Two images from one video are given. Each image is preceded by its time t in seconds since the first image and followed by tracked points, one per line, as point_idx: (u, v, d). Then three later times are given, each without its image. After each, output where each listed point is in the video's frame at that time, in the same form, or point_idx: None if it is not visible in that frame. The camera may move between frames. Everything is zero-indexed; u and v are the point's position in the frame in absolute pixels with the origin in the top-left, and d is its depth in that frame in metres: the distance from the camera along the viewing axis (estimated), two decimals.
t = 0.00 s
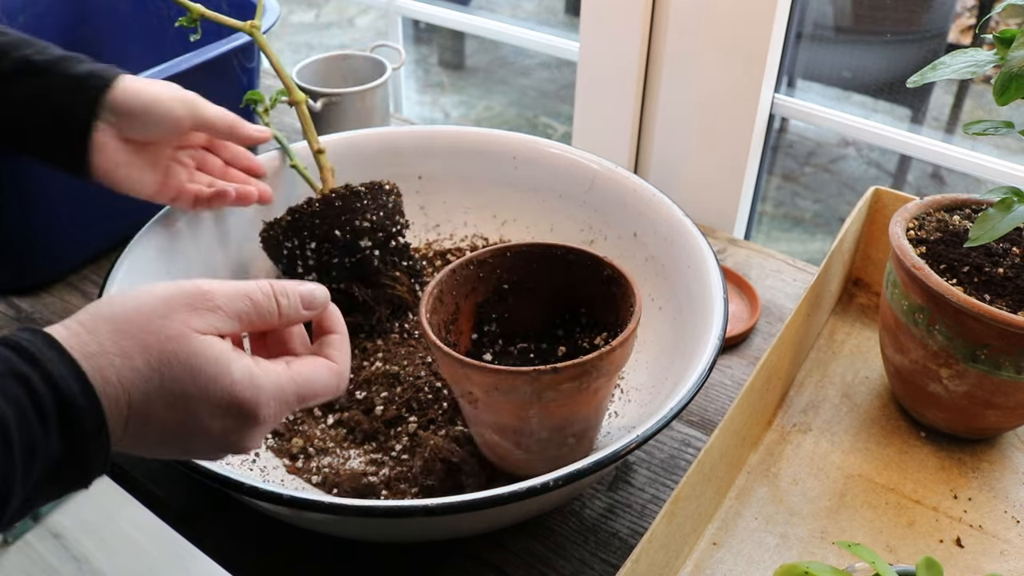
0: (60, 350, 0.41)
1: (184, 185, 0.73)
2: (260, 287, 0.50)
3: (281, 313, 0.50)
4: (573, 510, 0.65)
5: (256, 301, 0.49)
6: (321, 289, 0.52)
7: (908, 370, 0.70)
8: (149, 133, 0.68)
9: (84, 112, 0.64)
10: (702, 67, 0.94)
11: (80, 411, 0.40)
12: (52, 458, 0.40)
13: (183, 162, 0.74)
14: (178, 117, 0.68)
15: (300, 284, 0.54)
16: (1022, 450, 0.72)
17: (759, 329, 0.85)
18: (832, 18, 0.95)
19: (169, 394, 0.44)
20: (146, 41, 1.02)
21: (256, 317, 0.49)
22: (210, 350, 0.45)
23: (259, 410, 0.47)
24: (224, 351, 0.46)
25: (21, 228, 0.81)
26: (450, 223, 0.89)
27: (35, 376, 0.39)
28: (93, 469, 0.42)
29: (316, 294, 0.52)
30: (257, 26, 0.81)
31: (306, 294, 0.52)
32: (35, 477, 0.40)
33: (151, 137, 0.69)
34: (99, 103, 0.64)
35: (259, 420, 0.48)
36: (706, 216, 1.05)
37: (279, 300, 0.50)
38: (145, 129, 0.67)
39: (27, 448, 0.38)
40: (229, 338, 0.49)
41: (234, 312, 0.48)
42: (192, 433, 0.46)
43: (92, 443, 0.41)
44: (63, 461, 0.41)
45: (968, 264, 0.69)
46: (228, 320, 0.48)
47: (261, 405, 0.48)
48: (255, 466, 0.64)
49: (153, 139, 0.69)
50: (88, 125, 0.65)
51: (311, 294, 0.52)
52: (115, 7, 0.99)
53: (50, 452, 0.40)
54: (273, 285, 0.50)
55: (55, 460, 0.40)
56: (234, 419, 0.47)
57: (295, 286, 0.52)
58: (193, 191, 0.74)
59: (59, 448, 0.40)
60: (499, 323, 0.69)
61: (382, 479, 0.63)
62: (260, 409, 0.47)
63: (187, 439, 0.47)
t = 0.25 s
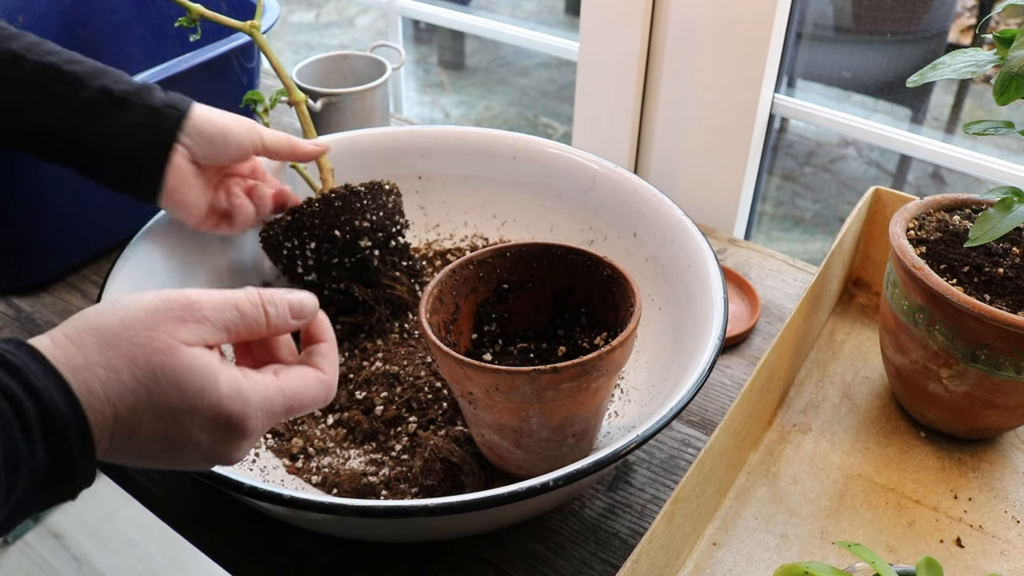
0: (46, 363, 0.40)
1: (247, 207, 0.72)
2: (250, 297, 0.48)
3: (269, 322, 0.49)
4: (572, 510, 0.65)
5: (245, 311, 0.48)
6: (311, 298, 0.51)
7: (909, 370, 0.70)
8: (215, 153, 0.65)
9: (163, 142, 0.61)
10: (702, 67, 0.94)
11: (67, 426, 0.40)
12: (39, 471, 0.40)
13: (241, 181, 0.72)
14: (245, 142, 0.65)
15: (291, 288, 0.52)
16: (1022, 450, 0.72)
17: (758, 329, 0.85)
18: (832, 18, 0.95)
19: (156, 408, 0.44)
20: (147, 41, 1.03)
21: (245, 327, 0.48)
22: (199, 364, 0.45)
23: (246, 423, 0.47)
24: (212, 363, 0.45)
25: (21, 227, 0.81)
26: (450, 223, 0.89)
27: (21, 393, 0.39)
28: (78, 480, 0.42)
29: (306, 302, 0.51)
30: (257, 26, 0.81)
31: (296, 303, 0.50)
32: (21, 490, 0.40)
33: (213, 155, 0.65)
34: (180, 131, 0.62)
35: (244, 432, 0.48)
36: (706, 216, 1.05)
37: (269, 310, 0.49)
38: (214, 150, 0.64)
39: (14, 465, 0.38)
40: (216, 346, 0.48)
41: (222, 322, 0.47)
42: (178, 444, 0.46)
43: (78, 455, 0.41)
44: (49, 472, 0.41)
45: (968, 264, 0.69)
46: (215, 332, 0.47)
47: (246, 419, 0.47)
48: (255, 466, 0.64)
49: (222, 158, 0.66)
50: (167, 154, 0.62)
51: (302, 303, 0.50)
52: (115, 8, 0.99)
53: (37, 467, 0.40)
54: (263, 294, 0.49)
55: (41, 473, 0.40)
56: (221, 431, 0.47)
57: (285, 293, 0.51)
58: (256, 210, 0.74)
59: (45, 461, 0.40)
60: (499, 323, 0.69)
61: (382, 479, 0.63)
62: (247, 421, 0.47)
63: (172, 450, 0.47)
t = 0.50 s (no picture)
0: (31, 382, 0.41)
1: (270, 207, 0.75)
2: (239, 312, 0.49)
3: (260, 338, 0.50)
4: (573, 510, 0.65)
5: (234, 326, 0.49)
6: (301, 312, 0.52)
7: (909, 370, 0.70)
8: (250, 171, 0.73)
9: (206, 159, 0.69)
10: (702, 68, 0.94)
11: (53, 445, 0.41)
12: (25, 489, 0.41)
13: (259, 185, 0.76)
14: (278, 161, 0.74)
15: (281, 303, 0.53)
16: (1022, 450, 0.72)
17: (758, 329, 0.85)
18: (832, 18, 0.95)
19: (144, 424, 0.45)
20: (147, 41, 1.03)
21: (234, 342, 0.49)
22: (186, 380, 0.45)
23: (235, 439, 0.48)
24: (200, 380, 0.46)
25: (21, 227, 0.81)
26: (450, 223, 0.88)
27: (7, 412, 0.39)
28: (65, 497, 0.43)
29: (295, 318, 0.51)
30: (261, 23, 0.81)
31: (285, 318, 0.51)
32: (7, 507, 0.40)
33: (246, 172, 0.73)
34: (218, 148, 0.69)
35: (233, 448, 0.49)
36: (706, 216, 1.05)
37: (258, 325, 0.50)
38: (249, 166, 0.73)
39: None
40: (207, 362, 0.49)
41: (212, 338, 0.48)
42: (167, 460, 0.47)
43: (64, 473, 0.42)
44: (35, 490, 0.41)
45: (968, 264, 0.69)
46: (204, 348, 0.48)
47: (235, 434, 0.48)
48: (255, 466, 0.64)
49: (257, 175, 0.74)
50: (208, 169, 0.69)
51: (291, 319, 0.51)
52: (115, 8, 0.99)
53: (22, 485, 0.40)
54: (252, 309, 0.50)
55: (27, 490, 0.41)
56: (209, 447, 0.47)
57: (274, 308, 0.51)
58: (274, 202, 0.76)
59: (31, 480, 0.41)
60: (499, 322, 0.69)
61: (382, 479, 0.63)
62: (235, 438, 0.48)
63: (161, 466, 0.47)
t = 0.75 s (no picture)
0: (27, 394, 0.41)
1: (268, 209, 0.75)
2: (237, 324, 0.49)
3: (258, 349, 0.50)
4: (573, 510, 0.65)
5: (232, 338, 0.49)
6: (299, 324, 0.52)
7: (909, 370, 0.70)
8: (249, 179, 0.73)
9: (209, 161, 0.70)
10: (702, 68, 0.94)
11: (47, 457, 0.41)
12: (19, 502, 0.41)
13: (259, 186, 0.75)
14: (275, 167, 0.74)
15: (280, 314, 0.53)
16: (1022, 450, 0.72)
17: (758, 329, 0.85)
18: (832, 18, 0.95)
19: (141, 437, 0.45)
20: (147, 41, 1.03)
21: (233, 353, 0.49)
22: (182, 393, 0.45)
23: (233, 452, 0.48)
24: (197, 392, 0.46)
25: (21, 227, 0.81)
26: (450, 223, 0.88)
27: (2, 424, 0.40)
28: (61, 510, 0.43)
29: (292, 330, 0.51)
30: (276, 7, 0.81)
31: (283, 329, 0.51)
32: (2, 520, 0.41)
33: (246, 180, 0.74)
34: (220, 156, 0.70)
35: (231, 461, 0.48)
36: (706, 216, 1.05)
37: (256, 336, 0.50)
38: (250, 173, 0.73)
39: None
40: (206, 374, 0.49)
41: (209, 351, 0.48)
42: (165, 473, 0.47)
43: (60, 485, 0.42)
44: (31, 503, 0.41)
45: (968, 263, 0.69)
46: (202, 362, 0.48)
47: (232, 447, 0.47)
48: (255, 466, 0.64)
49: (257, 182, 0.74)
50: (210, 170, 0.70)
51: (289, 330, 0.51)
52: (115, 8, 0.99)
53: (17, 498, 0.40)
54: (250, 320, 0.50)
55: (23, 503, 0.41)
56: (207, 460, 0.47)
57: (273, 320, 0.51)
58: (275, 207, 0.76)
59: (26, 492, 0.41)
60: (498, 322, 0.69)
61: (382, 479, 0.63)
62: (234, 450, 0.48)
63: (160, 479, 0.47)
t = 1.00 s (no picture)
0: (25, 388, 0.43)
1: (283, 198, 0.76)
2: (235, 318, 0.49)
3: (256, 342, 0.50)
4: (573, 510, 0.65)
5: (229, 331, 0.49)
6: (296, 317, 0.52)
7: (909, 370, 0.70)
8: (256, 178, 0.73)
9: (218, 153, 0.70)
10: (702, 68, 0.94)
11: (42, 451, 0.42)
12: (16, 494, 0.42)
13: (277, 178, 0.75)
14: (282, 169, 0.73)
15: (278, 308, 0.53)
16: (1022, 450, 0.72)
17: (758, 329, 0.85)
18: (832, 18, 0.95)
19: (136, 429, 0.45)
20: (147, 41, 1.03)
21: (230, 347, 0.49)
22: (178, 386, 0.45)
23: (229, 445, 0.47)
24: (193, 385, 0.46)
25: (20, 226, 0.81)
26: (450, 223, 0.88)
27: None
28: (60, 501, 0.44)
29: (289, 322, 0.51)
30: None
31: (279, 322, 0.51)
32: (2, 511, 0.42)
33: (253, 180, 0.73)
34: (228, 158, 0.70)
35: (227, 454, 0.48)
36: (705, 216, 1.05)
37: (254, 329, 0.50)
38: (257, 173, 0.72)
39: None
40: (203, 367, 0.49)
41: (206, 344, 0.48)
42: (161, 466, 0.47)
43: (57, 477, 0.43)
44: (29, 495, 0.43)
45: (968, 264, 0.69)
46: (198, 355, 0.48)
47: (228, 441, 0.47)
48: (255, 466, 0.64)
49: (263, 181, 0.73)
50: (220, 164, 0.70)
51: (286, 323, 0.51)
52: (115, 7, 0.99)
53: (14, 490, 0.42)
54: (247, 313, 0.50)
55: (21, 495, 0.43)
56: (203, 453, 0.47)
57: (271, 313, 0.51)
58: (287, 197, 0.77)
59: (23, 485, 0.42)
60: (498, 322, 0.69)
61: (382, 479, 0.63)
62: (230, 444, 0.47)
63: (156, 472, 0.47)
